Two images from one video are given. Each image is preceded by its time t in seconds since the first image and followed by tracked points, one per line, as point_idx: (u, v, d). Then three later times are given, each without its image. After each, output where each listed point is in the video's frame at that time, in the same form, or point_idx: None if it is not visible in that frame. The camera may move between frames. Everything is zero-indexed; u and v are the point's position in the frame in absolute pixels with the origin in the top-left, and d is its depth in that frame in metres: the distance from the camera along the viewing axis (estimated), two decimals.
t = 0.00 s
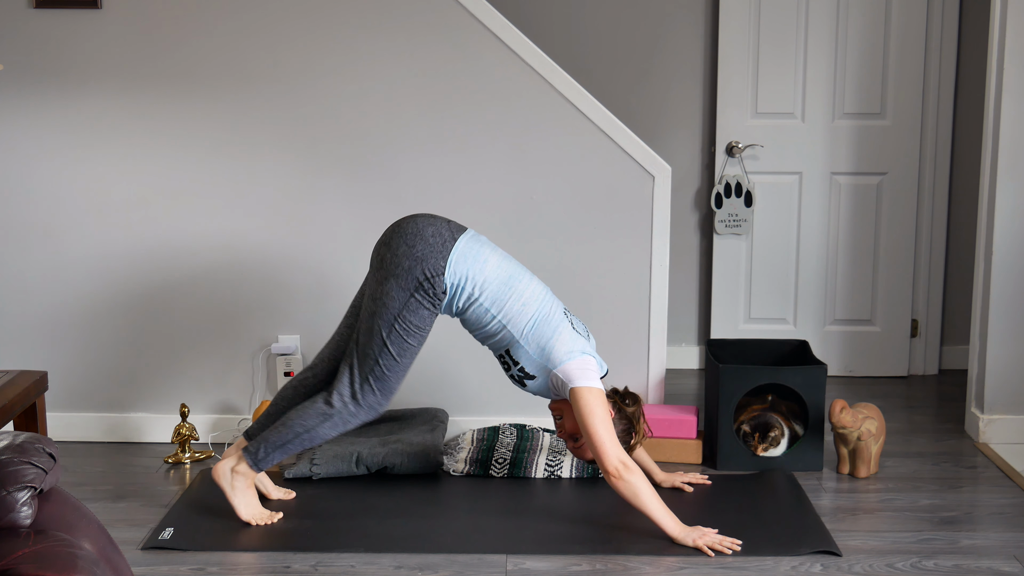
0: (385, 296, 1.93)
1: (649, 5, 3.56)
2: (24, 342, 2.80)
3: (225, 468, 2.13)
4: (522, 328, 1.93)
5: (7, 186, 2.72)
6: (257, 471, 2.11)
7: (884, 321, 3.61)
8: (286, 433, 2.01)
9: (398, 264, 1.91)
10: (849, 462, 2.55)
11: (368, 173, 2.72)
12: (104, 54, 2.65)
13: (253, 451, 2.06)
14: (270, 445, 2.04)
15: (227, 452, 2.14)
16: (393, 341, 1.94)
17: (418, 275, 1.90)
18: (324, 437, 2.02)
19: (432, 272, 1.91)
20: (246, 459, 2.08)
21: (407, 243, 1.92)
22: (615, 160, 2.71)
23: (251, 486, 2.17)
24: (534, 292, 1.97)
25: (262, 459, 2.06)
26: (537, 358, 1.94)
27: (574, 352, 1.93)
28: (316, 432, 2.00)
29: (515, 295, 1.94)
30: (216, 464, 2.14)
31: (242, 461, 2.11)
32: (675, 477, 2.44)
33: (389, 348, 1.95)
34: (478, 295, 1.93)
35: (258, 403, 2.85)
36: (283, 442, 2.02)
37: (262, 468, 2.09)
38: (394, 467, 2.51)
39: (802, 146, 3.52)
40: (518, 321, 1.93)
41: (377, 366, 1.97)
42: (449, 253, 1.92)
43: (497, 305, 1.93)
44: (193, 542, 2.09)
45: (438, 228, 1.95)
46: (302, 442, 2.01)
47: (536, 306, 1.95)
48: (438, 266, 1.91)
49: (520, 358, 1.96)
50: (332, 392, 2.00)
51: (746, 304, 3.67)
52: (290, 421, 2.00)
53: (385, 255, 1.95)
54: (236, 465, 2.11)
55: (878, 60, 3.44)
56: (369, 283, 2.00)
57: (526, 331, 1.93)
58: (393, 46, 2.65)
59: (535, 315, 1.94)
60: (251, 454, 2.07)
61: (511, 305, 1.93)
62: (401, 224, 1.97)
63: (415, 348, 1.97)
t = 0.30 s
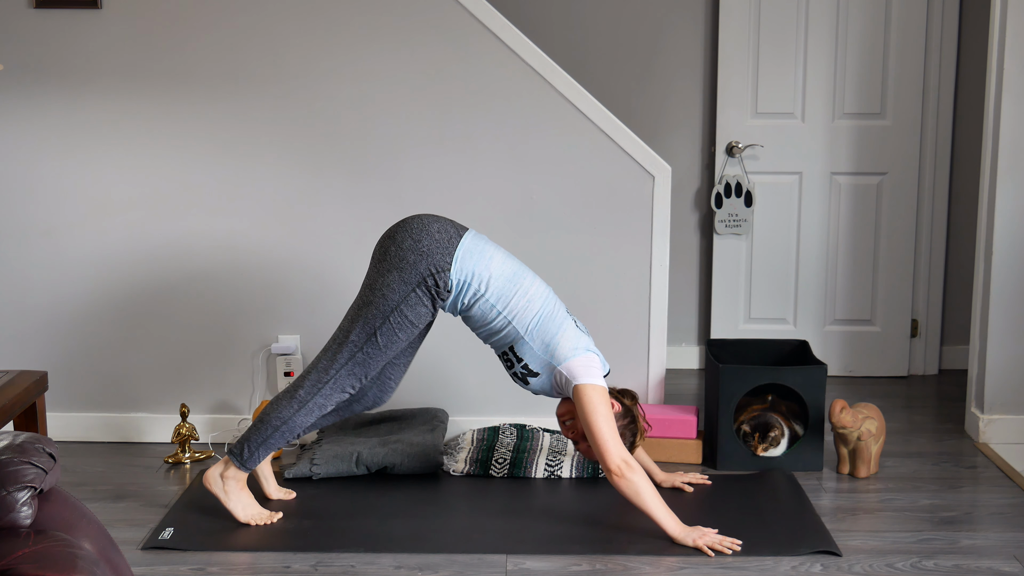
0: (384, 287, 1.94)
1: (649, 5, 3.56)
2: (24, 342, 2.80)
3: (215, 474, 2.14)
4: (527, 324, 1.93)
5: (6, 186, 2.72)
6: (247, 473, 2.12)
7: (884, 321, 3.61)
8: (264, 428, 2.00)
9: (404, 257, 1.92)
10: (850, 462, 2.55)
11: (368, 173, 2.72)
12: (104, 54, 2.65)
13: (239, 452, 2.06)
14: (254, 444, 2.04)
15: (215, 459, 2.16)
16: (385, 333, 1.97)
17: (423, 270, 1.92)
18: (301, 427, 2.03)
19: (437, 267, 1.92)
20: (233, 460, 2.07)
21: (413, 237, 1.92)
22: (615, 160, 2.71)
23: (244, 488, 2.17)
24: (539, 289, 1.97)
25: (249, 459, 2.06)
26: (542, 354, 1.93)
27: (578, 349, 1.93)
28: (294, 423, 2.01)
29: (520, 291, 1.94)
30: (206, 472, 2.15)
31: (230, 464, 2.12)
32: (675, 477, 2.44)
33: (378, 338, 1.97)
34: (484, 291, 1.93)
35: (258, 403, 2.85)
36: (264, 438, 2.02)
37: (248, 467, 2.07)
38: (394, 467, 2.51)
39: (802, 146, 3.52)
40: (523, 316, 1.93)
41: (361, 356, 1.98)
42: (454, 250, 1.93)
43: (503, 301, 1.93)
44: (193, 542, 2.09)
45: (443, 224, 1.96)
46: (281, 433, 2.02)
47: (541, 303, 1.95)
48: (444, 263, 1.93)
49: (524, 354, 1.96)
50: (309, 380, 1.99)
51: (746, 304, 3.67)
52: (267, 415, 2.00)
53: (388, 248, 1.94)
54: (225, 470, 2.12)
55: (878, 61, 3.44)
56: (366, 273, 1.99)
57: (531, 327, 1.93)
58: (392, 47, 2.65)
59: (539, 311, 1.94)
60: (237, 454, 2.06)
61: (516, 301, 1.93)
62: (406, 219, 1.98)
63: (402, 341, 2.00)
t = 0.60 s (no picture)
0: (382, 294, 1.93)
1: (649, 5, 3.56)
2: (24, 342, 2.80)
3: (210, 477, 2.14)
4: (529, 324, 1.93)
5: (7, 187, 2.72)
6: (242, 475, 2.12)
7: (884, 321, 3.61)
8: (256, 432, 2.01)
9: (401, 263, 1.91)
10: (850, 462, 2.55)
11: (368, 173, 2.72)
12: (104, 54, 2.65)
13: (232, 455, 2.07)
14: (247, 447, 2.05)
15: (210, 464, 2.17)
16: (381, 338, 1.96)
17: (420, 277, 1.91)
18: (293, 430, 2.03)
19: (435, 274, 1.91)
20: (227, 463, 2.09)
21: (410, 243, 1.92)
22: (615, 160, 2.71)
23: (241, 490, 2.16)
24: (538, 290, 1.97)
25: (242, 462, 2.07)
26: (545, 354, 1.93)
27: (581, 347, 1.93)
28: (285, 426, 2.02)
29: (520, 292, 1.95)
30: (202, 476, 2.15)
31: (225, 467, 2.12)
32: (675, 477, 2.44)
33: (373, 344, 1.96)
34: (485, 295, 1.93)
35: (258, 403, 2.85)
36: (256, 441, 2.03)
37: (242, 470, 2.09)
38: (394, 467, 2.51)
39: (802, 146, 3.52)
40: (524, 317, 1.93)
41: (355, 361, 1.98)
42: (452, 256, 1.93)
43: (505, 303, 1.94)
44: (192, 542, 2.09)
45: (441, 231, 1.95)
46: (273, 436, 2.02)
47: (542, 302, 1.95)
48: (442, 269, 1.92)
49: (527, 355, 1.95)
50: (301, 384, 1.99)
51: (746, 305, 3.67)
52: (259, 418, 2.01)
53: (385, 254, 1.94)
54: (220, 472, 2.13)
55: (878, 61, 3.44)
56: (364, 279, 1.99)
57: (534, 327, 1.93)
58: (392, 47, 2.66)
59: (541, 311, 1.94)
60: (231, 457, 2.08)
61: (517, 301, 1.94)
62: (404, 225, 1.97)
63: (398, 347, 1.99)
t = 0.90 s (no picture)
0: (379, 302, 1.92)
1: (649, 5, 3.56)
2: (24, 342, 2.80)
3: (207, 481, 2.14)
4: (530, 325, 1.93)
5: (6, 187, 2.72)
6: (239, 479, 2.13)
7: (884, 321, 3.61)
8: (252, 437, 2.02)
9: (398, 271, 1.91)
10: (850, 462, 2.55)
11: (368, 174, 2.72)
12: (104, 55, 2.65)
13: (229, 459, 2.08)
14: (243, 452, 2.05)
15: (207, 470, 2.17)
16: (377, 346, 1.96)
17: (417, 285, 1.90)
18: (289, 435, 2.04)
19: (432, 282, 1.91)
20: (224, 467, 2.10)
21: (407, 251, 1.91)
22: (615, 160, 2.71)
23: (239, 491, 2.16)
24: (536, 291, 1.98)
25: (238, 466, 2.08)
26: (547, 354, 1.93)
27: (582, 346, 1.93)
28: (281, 432, 2.02)
29: (519, 294, 1.94)
30: (199, 481, 2.16)
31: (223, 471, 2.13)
32: (675, 477, 2.44)
33: (370, 352, 1.96)
34: (484, 299, 1.93)
35: (258, 403, 2.85)
36: (252, 447, 2.04)
37: (238, 474, 2.10)
38: (394, 467, 2.51)
39: (802, 146, 3.52)
40: (524, 318, 1.93)
41: (351, 368, 1.98)
42: (449, 263, 1.92)
43: (504, 306, 1.93)
44: (192, 542, 2.09)
45: (437, 238, 1.94)
46: (269, 442, 2.03)
47: (541, 302, 1.95)
48: (439, 277, 1.91)
49: (529, 356, 1.95)
50: (297, 391, 2.00)
51: (746, 305, 3.67)
52: (254, 424, 2.02)
53: (381, 261, 1.93)
54: (216, 476, 2.13)
55: (878, 61, 3.44)
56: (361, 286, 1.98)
57: (534, 327, 1.93)
58: (392, 47, 2.65)
59: (540, 311, 1.94)
60: (226, 461, 2.09)
61: (517, 302, 1.94)
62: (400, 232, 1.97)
63: (395, 355, 1.99)
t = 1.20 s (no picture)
0: (384, 297, 1.92)
1: (649, 4, 3.56)
2: (24, 342, 2.80)
3: (212, 476, 2.14)
4: (528, 326, 1.93)
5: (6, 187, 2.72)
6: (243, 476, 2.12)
7: (884, 321, 3.61)
8: (261, 434, 2.01)
9: (403, 266, 1.90)
10: (849, 462, 2.55)
11: (368, 174, 2.72)
12: (104, 55, 2.65)
13: (234, 456, 2.06)
14: (250, 448, 2.04)
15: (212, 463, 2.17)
16: (385, 342, 1.96)
17: (423, 280, 1.91)
18: (298, 433, 2.03)
19: (437, 277, 1.91)
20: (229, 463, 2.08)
21: (412, 246, 1.91)
22: (614, 160, 2.71)
23: (241, 490, 2.17)
24: (539, 291, 1.97)
25: (244, 463, 2.06)
26: (544, 355, 1.93)
27: (580, 349, 1.93)
28: (289, 429, 2.01)
29: (521, 294, 1.94)
30: (203, 475, 2.16)
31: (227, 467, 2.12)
32: (675, 477, 2.44)
33: (378, 347, 1.97)
34: (485, 297, 1.93)
35: (258, 403, 2.85)
36: (260, 443, 2.03)
37: (243, 471, 2.08)
38: (394, 467, 2.51)
39: (802, 146, 3.52)
40: (524, 318, 1.93)
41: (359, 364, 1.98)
42: (454, 258, 1.92)
43: (505, 305, 1.93)
44: (193, 542, 2.09)
45: (442, 232, 1.94)
46: (277, 439, 2.02)
47: (542, 303, 1.95)
48: (444, 272, 1.91)
49: (526, 356, 1.96)
50: (306, 388, 1.99)
51: (746, 305, 3.67)
52: (263, 421, 2.01)
53: (387, 257, 1.93)
54: (222, 472, 2.13)
55: (878, 61, 3.44)
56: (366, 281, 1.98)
57: (533, 328, 1.93)
58: (392, 47, 2.66)
59: (540, 312, 1.94)
60: (232, 458, 2.07)
61: (517, 302, 1.93)
62: (405, 225, 1.96)
63: (402, 350, 1.99)
